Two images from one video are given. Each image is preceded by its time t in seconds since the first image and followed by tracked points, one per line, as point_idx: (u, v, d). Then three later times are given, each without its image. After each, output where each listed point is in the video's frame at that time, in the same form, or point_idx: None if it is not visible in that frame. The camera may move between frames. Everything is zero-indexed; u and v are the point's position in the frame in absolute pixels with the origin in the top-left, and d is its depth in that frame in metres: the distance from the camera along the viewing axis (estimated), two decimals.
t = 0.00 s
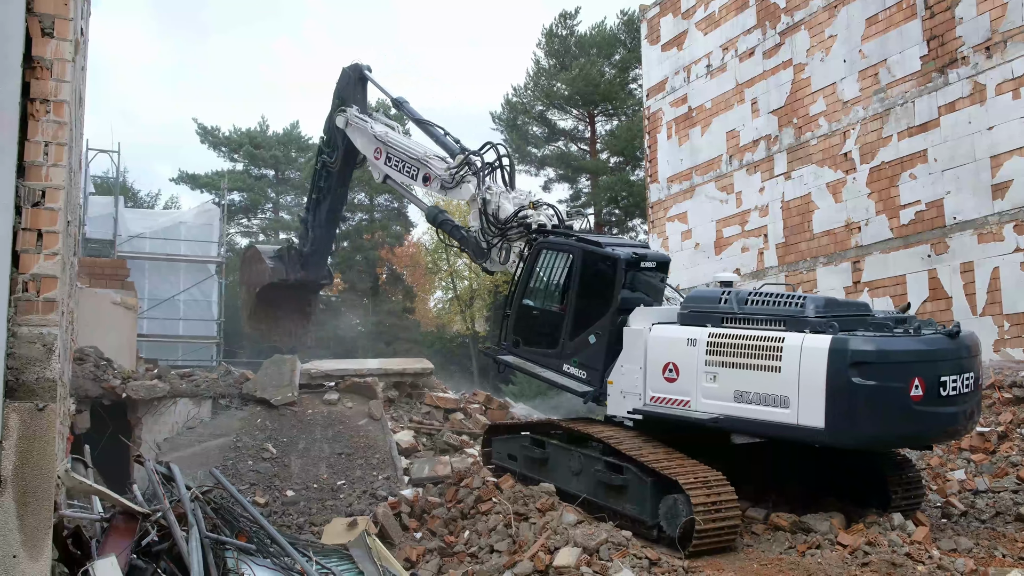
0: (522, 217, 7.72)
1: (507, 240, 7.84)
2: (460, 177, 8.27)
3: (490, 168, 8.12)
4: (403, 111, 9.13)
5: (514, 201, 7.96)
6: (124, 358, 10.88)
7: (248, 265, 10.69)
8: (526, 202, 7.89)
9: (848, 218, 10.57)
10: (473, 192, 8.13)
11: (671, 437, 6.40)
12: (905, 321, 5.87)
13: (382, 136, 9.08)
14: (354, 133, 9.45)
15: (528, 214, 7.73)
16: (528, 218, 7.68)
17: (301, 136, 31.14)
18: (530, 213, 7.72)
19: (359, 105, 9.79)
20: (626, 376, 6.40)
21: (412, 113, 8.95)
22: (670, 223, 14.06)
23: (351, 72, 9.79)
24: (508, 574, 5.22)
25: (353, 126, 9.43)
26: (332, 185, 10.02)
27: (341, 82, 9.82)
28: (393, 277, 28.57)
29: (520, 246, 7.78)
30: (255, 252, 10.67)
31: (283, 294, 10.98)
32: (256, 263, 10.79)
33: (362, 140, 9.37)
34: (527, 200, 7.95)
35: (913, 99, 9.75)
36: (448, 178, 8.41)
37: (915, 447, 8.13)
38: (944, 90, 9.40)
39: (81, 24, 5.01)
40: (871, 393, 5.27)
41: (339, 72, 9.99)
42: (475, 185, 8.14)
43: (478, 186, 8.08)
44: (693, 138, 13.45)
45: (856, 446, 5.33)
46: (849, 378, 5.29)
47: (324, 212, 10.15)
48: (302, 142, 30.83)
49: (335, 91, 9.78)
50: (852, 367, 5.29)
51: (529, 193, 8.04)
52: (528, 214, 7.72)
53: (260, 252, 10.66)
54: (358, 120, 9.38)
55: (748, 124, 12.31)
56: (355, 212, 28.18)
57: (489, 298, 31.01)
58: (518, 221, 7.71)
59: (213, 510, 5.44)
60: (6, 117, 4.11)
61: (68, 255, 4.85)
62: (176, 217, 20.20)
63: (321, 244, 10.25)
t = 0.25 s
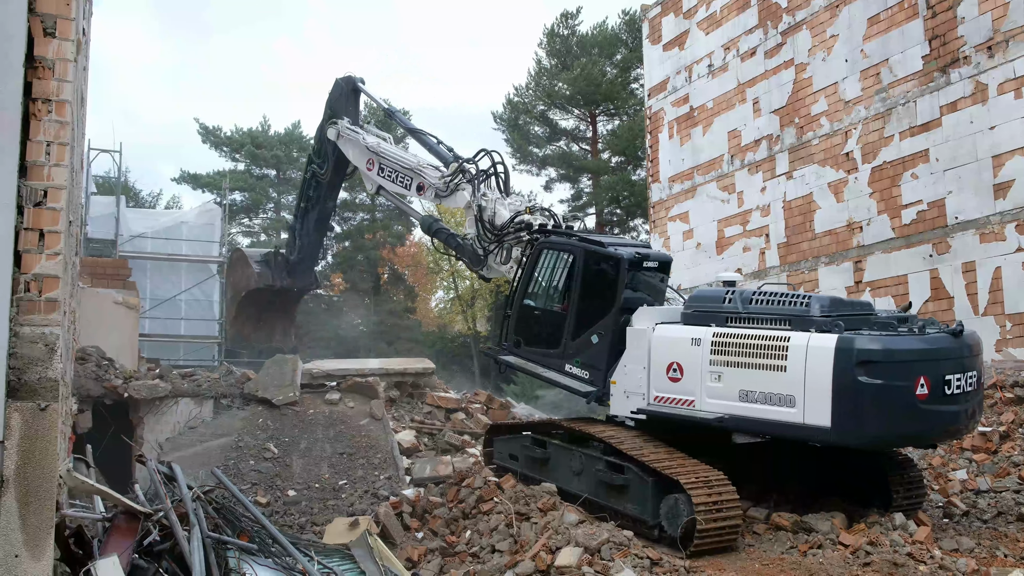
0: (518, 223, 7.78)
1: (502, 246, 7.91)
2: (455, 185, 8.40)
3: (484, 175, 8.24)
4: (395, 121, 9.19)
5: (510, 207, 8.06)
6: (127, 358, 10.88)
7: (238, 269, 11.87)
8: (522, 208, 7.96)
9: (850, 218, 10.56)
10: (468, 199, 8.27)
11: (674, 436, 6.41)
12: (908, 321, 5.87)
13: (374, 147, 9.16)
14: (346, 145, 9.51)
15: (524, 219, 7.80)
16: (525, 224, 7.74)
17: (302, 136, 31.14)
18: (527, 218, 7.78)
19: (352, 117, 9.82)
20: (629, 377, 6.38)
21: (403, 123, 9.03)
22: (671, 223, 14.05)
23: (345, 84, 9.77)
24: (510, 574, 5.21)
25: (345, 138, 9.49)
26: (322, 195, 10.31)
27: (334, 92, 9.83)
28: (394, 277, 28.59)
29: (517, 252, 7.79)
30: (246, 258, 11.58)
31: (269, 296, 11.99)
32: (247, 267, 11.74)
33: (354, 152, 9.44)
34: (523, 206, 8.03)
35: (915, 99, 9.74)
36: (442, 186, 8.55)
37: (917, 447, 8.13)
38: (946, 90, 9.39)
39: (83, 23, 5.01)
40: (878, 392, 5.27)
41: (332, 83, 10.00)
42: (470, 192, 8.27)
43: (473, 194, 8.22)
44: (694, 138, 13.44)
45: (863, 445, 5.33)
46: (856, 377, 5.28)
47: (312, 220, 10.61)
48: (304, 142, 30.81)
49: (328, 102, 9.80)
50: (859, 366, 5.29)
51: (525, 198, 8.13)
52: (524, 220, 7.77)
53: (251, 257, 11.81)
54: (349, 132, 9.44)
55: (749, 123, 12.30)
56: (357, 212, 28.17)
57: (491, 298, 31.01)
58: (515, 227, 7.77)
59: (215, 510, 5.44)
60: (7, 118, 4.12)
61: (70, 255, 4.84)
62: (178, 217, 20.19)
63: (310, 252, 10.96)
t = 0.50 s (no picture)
0: (515, 229, 7.81)
1: (499, 252, 7.95)
2: (451, 193, 8.40)
3: (479, 182, 8.21)
4: (389, 132, 9.23)
5: (507, 213, 8.07)
6: (129, 358, 10.87)
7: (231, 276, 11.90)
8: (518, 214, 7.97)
9: (851, 218, 10.56)
10: (464, 207, 8.29)
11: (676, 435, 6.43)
12: (909, 319, 5.89)
13: (369, 158, 9.22)
14: (341, 157, 9.57)
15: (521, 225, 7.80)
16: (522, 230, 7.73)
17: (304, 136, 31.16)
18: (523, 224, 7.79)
19: (347, 130, 9.90)
20: (631, 376, 6.34)
21: (397, 133, 9.08)
22: (672, 223, 14.05)
23: (339, 98, 9.90)
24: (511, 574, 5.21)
25: (340, 151, 9.56)
26: (315, 207, 10.30)
27: (328, 105, 9.90)
28: (395, 277, 28.63)
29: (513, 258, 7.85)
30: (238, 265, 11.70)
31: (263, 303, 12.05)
32: (238, 275, 11.83)
33: (350, 164, 9.50)
34: (519, 212, 8.03)
35: (916, 98, 9.74)
36: (438, 195, 8.55)
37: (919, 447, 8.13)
38: (948, 89, 9.38)
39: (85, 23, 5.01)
40: (882, 390, 5.28)
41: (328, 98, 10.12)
42: (466, 200, 8.28)
43: (469, 202, 8.22)
44: (696, 138, 13.44)
45: (868, 443, 5.33)
46: (859, 375, 5.29)
47: (305, 230, 10.62)
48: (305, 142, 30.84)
49: (323, 116, 9.90)
50: (863, 364, 5.29)
51: (521, 205, 8.14)
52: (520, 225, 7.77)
53: (244, 264, 11.87)
54: (344, 144, 9.50)
55: (751, 123, 12.30)
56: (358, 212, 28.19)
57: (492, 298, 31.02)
58: (512, 232, 7.79)
59: (216, 509, 5.44)
60: (8, 117, 4.12)
61: (72, 254, 4.85)
62: (181, 217, 20.88)
63: (303, 260, 10.94)
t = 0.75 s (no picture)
0: (513, 233, 7.82)
1: (498, 256, 7.97)
2: (448, 198, 8.35)
3: (476, 188, 8.22)
4: (385, 138, 9.18)
5: (505, 217, 8.06)
6: (129, 358, 10.87)
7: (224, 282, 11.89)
8: (515, 218, 7.98)
9: (852, 217, 10.55)
10: (462, 212, 8.23)
11: (677, 434, 6.44)
12: (913, 319, 5.90)
13: (364, 165, 9.15)
14: (336, 164, 9.51)
15: (519, 229, 7.81)
16: (519, 233, 7.78)
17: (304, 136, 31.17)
18: (522, 228, 7.79)
19: (342, 137, 9.84)
20: (634, 376, 6.34)
21: (393, 139, 9.03)
22: (673, 223, 14.04)
23: (335, 104, 9.82)
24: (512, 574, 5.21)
25: (335, 158, 9.48)
26: (310, 214, 10.22)
27: (324, 112, 9.85)
28: (397, 277, 28.66)
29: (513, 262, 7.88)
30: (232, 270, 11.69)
31: (256, 309, 11.98)
32: (232, 280, 11.80)
33: (345, 171, 9.43)
34: (517, 216, 8.05)
35: (917, 98, 9.73)
36: (435, 200, 8.50)
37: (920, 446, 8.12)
38: (949, 89, 9.37)
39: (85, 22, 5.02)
40: (887, 390, 5.28)
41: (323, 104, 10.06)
42: (463, 205, 8.23)
43: (467, 206, 8.21)
44: (697, 137, 13.43)
45: (872, 443, 5.33)
46: (863, 375, 5.30)
47: (300, 236, 10.46)
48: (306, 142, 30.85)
49: (318, 123, 9.81)
50: (867, 364, 5.29)
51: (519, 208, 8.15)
52: (518, 229, 7.81)
53: (237, 269, 11.86)
54: (339, 152, 9.43)
55: (752, 122, 12.29)
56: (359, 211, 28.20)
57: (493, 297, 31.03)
58: (510, 236, 7.82)
59: (217, 509, 5.44)
60: (9, 117, 4.12)
61: (73, 254, 4.85)
62: (182, 217, 20.83)
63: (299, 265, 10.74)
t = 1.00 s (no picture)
0: (512, 234, 7.81)
1: (496, 259, 7.95)
2: (446, 202, 8.42)
3: (473, 190, 8.23)
4: (380, 142, 9.22)
5: (502, 220, 8.12)
6: (129, 357, 10.88)
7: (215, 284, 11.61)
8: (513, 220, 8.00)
9: (853, 217, 10.55)
10: (460, 215, 8.29)
11: (678, 434, 6.45)
12: (915, 320, 5.89)
13: (360, 169, 9.16)
14: (332, 170, 9.51)
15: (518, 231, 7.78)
16: (518, 235, 7.74)
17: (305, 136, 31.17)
18: (520, 230, 7.78)
19: (338, 142, 9.86)
20: (636, 377, 6.35)
21: (390, 144, 9.06)
22: (674, 223, 14.04)
23: (331, 110, 9.88)
24: (512, 574, 5.22)
25: (330, 163, 9.48)
26: (304, 218, 10.29)
27: (320, 118, 9.88)
28: (398, 276, 28.68)
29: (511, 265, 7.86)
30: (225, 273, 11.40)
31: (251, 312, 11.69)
32: (226, 284, 11.49)
33: (340, 176, 9.42)
34: (514, 219, 8.07)
35: (918, 98, 9.72)
36: (432, 204, 8.56)
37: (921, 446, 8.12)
38: (950, 89, 9.37)
39: (86, 22, 5.03)
40: (891, 391, 5.27)
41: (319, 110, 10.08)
42: (461, 209, 8.29)
43: (465, 209, 8.23)
44: (698, 137, 13.43)
45: (876, 443, 5.33)
46: (868, 376, 5.29)
47: (294, 240, 10.56)
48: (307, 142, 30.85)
49: (314, 128, 9.83)
50: (871, 365, 5.29)
51: (516, 212, 8.18)
52: (517, 231, 7.77)
53: (231, 272, 11.57)
54: (335, 157, 9.43)
55: (752, 122, 12.29)
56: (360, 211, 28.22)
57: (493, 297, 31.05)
58: (509, 238, 7.78)
59: (218, 509, 5.44)
60: (11, 118, 4.12)
61: (73, 254, 4.85)
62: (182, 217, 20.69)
63: (290, 272, 10.87)
